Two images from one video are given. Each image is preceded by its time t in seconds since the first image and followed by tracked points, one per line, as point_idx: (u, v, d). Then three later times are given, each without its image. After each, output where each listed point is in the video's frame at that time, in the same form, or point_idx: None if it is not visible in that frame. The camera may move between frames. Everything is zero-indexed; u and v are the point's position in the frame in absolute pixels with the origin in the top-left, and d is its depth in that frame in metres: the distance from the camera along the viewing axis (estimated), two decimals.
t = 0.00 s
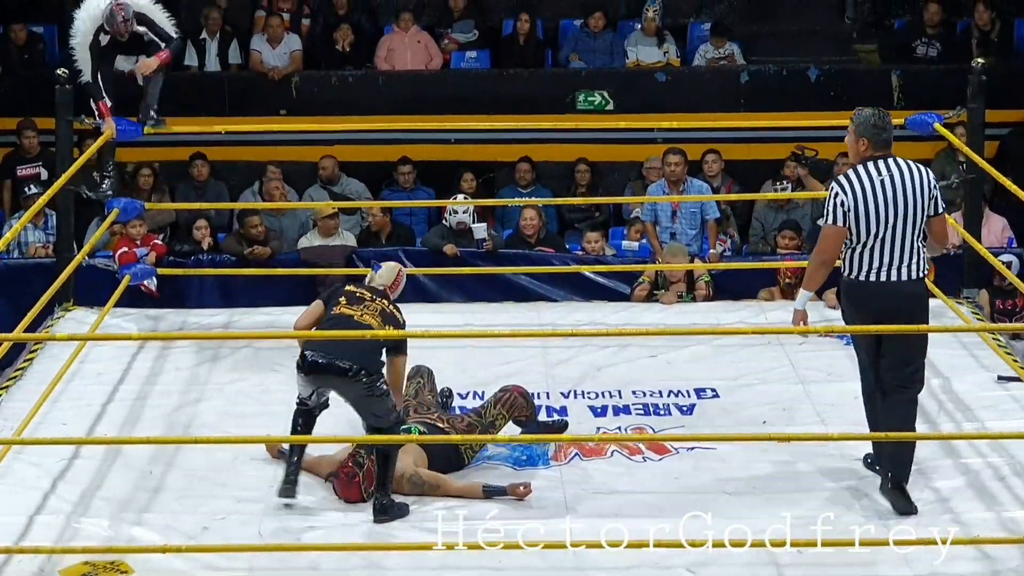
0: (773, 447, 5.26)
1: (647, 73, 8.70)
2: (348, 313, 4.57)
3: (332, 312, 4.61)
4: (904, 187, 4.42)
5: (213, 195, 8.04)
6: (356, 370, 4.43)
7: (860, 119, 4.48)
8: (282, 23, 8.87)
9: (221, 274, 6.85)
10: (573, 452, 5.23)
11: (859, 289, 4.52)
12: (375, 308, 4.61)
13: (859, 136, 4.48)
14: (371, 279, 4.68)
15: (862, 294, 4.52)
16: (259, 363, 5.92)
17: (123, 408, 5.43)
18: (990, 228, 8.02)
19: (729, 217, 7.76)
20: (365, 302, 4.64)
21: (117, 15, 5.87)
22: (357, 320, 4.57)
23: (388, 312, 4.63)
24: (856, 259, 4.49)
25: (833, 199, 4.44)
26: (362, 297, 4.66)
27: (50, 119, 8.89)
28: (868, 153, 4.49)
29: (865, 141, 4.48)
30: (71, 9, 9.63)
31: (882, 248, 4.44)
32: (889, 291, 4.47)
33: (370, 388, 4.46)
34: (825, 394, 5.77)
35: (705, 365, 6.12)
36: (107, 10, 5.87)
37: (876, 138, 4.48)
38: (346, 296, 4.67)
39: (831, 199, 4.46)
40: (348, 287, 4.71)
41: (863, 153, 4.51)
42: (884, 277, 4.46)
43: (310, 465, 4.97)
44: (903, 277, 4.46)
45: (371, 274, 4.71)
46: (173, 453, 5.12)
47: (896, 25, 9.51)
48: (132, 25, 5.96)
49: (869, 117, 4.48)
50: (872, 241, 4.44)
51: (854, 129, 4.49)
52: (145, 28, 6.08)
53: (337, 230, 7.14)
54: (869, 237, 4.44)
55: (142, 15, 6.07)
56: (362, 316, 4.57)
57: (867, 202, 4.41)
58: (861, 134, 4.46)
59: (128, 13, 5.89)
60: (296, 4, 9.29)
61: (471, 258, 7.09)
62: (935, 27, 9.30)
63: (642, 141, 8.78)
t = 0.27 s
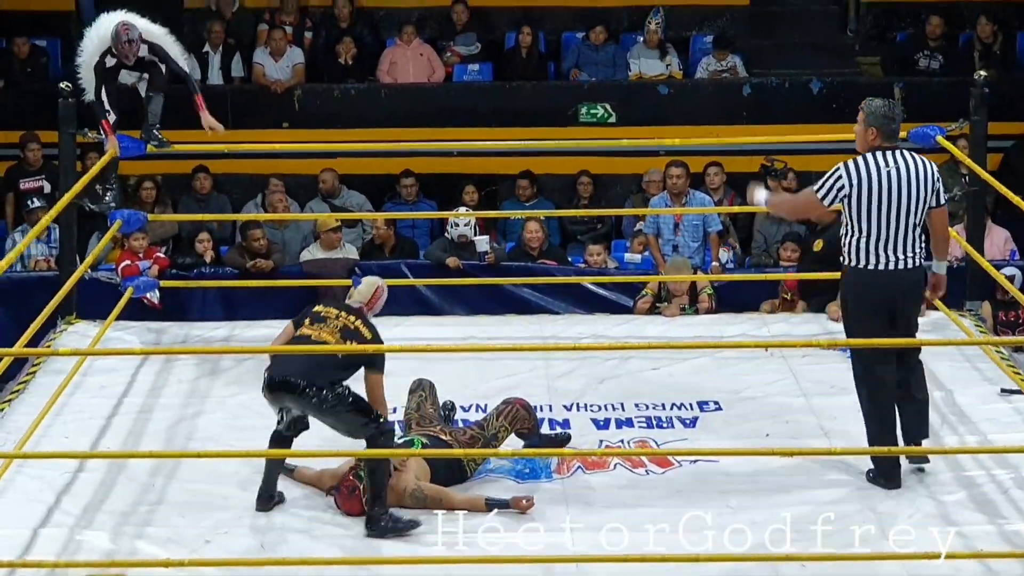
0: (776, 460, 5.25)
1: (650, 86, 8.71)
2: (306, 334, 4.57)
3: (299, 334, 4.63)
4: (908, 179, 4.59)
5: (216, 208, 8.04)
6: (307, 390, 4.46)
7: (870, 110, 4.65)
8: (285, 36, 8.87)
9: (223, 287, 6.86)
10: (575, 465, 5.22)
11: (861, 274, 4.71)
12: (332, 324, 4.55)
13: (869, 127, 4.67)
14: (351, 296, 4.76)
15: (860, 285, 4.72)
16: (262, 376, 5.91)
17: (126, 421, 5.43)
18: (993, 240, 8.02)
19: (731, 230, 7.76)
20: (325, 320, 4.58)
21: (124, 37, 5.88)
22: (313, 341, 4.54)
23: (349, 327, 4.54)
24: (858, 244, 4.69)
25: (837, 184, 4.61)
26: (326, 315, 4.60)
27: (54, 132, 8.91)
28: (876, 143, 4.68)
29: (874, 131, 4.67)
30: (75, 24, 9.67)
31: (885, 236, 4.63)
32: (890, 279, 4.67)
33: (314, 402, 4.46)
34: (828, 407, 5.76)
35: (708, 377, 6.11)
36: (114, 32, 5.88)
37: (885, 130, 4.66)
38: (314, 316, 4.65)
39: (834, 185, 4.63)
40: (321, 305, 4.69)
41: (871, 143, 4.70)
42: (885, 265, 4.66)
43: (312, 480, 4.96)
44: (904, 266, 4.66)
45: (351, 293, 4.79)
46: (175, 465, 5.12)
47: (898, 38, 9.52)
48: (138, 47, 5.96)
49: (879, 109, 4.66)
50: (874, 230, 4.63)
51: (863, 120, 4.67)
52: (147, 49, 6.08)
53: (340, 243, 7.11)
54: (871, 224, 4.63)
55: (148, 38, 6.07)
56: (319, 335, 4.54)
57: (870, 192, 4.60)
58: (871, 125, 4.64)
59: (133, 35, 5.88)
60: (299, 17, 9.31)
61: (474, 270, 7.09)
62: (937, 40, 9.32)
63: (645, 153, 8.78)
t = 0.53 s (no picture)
0: (777, 477, 5.23)
1: (651, 102, 8.73)
2: (311, 394, 4.45)
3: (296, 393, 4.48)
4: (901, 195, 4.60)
5: (217, 224, 8.04)
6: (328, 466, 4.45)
7: (870, 126, 4.65)
8: (287, 53, 8.87)
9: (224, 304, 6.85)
10: (576, 482, 5.21)
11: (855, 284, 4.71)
12: (334, 378, 4.48)
13: (868, 144, 4.66)
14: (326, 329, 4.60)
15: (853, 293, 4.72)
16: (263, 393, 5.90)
17: (126, 439, 5.41)
18: (994, 255, 8.02)
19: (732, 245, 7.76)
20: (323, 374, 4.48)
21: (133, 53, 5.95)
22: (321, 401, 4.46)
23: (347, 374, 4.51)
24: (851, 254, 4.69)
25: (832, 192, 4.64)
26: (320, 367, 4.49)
27: (55, 149, 8.91)
28: (873, 160, 4.68)
29: (872, 148, 4.66)
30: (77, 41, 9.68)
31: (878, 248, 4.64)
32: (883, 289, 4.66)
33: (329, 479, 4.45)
34: (830, 424, 5.75)
35: (709, 394, 6.10)
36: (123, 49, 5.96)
37: (883, 148, 4.66)
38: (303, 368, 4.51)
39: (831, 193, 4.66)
40: (305, 352, 4.52)
41: (868, 159, 4.70)
42: (877, 275, 4.65)
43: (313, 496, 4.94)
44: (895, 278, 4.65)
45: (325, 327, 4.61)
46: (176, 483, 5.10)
47: (898, 53, 9.53)
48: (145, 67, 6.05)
49: (879, 127, 4.65)
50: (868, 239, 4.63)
51: (863, 137, 4.66)
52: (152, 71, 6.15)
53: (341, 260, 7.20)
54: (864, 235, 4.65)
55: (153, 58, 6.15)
56: (326, 395, 4.46)
57: (863, 202, 4.63)
58: (870, 143, 4.64)
59: (143, 54, 5.97)
60: (300, 33, 9.30)
61: (474, 287, 7.09)
62: (938, 55, 9.33)
63: (646, 169, 8.79)
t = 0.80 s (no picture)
0: (779, 479, 5.22)
1: (651, 105, 8.73)
2: (312, 412, 4.46)
3: (301, 411, 4.50)
4: (897, 181, 4.69)
5: (217, 227, 8.04)
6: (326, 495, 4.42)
7: (869, 113, 4.73)
8: (287, 55, 8.87)
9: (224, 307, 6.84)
10: (577, 484, 5.20)
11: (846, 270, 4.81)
12: (337, 401, 4.47)
13: (867, 130, 4.74)
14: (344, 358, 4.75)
15: (844, 280, 4.82)
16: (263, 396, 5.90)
17: (127, 442, 5.41)
18: (995, 257, 8.02)
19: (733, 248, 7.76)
20: (329, 395, 4.49)
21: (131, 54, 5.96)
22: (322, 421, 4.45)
23: (353, 399, 4.48)
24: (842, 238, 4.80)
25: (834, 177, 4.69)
26: (328, 388, 4.50)
27: (56, 151, 8.91)
28: (870, 146, 4.77)
29: (870, 134, 4.75)
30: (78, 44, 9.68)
31: (872, 233, 4.74)
32: (876, 276, 4.78)
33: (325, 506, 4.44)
34: (830, 426, 5.74)
35: (710, 396, 6.09)
36: (120, 51, 5.96)
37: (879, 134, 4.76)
38: (312, 389, 4.54)
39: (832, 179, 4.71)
40: (318, 376, 4.55)
41: (865, 145, 4.78)
42: (871, 263, 4.76)
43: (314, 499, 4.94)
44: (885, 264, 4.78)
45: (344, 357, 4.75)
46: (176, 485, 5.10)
47: (898, 56, 9.53)
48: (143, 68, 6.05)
49: (876, 113, 4.74)
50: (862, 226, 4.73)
51: (862, 122, 4.74)
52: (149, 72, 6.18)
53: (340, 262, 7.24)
54: (860, 220, 4.74)
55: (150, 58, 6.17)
56: (328, 416, 4.46)
57: (861, 189, 4.69)
58: (870, 129, 4.72)
59: (140, 54, 5.98)
60: (301, 36, 9.30)
61: (475, 289, 7.09)
62: (938, 58, 9.33)
63: (647, 172, 8.79)
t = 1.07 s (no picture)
0: (780, 480, 5.22)
1: (652, 107, 8.73)
2: (305, 419, 4.55)
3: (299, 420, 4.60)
4: (880, 178, 4.76)
5: (219, 229, 8.04)
6: (315, 502, 4.48)
7: (852, 110, 4.80)
8: (289, 57, 8.88)
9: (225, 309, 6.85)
10: (579, 485, 5.20)
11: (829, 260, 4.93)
12: (331, 412, 4.55)
13: (851, 127, 4.79)
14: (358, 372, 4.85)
15: (826, 270, 4.93)
16: (264, 397, 5.90)
17: (129, 443, 5.41)
18: (996, 258, 8.03)
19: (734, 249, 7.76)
20: (324, 406, 4.57)
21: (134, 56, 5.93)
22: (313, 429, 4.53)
23: (348, 411, 4.55)
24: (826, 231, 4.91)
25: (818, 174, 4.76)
26: (326, 400, 4.59)
27: (57, 153, 8.91)
28: (853, 144, 4.83)
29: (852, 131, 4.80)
30: (79, 45, 9.68)
31: (854, 229, 4.83)
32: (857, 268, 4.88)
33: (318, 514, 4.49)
34: (832, 427, 5.74)
35: (711, 398, 6.09)
36: (123, 53, 5.93)
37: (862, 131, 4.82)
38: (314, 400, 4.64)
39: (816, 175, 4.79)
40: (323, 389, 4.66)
41: (848, 143, 4.84)
42: (851, 257, 4.86)
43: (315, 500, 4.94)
44: (867, 258, 4.87)
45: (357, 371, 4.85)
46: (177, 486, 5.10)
47: (900, 58, 9.54)
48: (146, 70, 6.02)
49: (859, 110, 4.80)
50: (844, 221, 4.83)
51: (846, 120, 4.80)
52: (151, 73, 6.16)
53: (342, 264, 7.26)
54: (842, 215, 4.82)
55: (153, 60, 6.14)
56: (320, 424, 4.53)
57: (845, 185, 4.76)
58: (853, 126, 4.77)
59: (143, 56, 5.95)
60: (302, 38, 9.30)
61: (477, 291, 7.09)
62: (939, 59, 9.34)
63: (648, 174, 8.79)
